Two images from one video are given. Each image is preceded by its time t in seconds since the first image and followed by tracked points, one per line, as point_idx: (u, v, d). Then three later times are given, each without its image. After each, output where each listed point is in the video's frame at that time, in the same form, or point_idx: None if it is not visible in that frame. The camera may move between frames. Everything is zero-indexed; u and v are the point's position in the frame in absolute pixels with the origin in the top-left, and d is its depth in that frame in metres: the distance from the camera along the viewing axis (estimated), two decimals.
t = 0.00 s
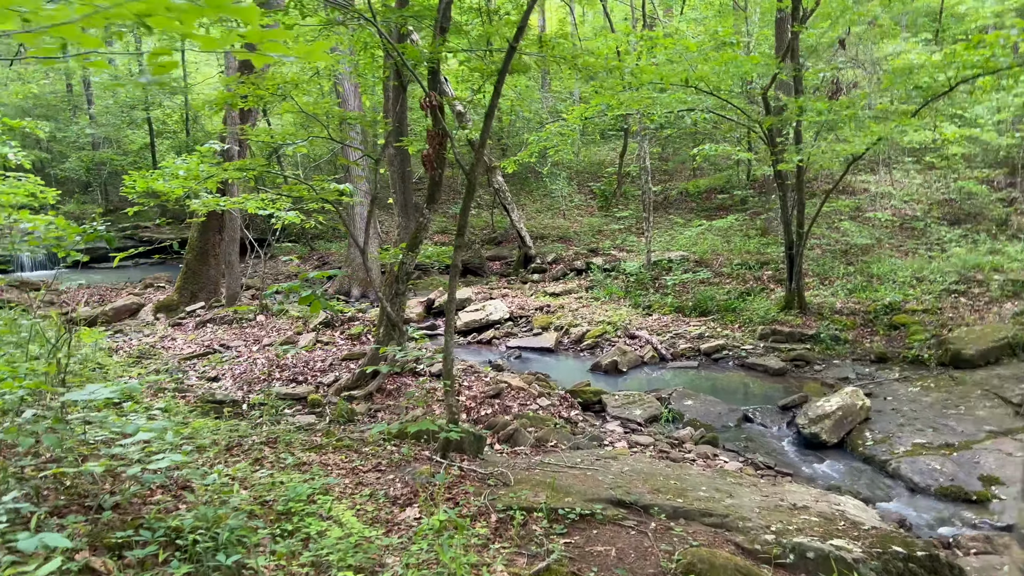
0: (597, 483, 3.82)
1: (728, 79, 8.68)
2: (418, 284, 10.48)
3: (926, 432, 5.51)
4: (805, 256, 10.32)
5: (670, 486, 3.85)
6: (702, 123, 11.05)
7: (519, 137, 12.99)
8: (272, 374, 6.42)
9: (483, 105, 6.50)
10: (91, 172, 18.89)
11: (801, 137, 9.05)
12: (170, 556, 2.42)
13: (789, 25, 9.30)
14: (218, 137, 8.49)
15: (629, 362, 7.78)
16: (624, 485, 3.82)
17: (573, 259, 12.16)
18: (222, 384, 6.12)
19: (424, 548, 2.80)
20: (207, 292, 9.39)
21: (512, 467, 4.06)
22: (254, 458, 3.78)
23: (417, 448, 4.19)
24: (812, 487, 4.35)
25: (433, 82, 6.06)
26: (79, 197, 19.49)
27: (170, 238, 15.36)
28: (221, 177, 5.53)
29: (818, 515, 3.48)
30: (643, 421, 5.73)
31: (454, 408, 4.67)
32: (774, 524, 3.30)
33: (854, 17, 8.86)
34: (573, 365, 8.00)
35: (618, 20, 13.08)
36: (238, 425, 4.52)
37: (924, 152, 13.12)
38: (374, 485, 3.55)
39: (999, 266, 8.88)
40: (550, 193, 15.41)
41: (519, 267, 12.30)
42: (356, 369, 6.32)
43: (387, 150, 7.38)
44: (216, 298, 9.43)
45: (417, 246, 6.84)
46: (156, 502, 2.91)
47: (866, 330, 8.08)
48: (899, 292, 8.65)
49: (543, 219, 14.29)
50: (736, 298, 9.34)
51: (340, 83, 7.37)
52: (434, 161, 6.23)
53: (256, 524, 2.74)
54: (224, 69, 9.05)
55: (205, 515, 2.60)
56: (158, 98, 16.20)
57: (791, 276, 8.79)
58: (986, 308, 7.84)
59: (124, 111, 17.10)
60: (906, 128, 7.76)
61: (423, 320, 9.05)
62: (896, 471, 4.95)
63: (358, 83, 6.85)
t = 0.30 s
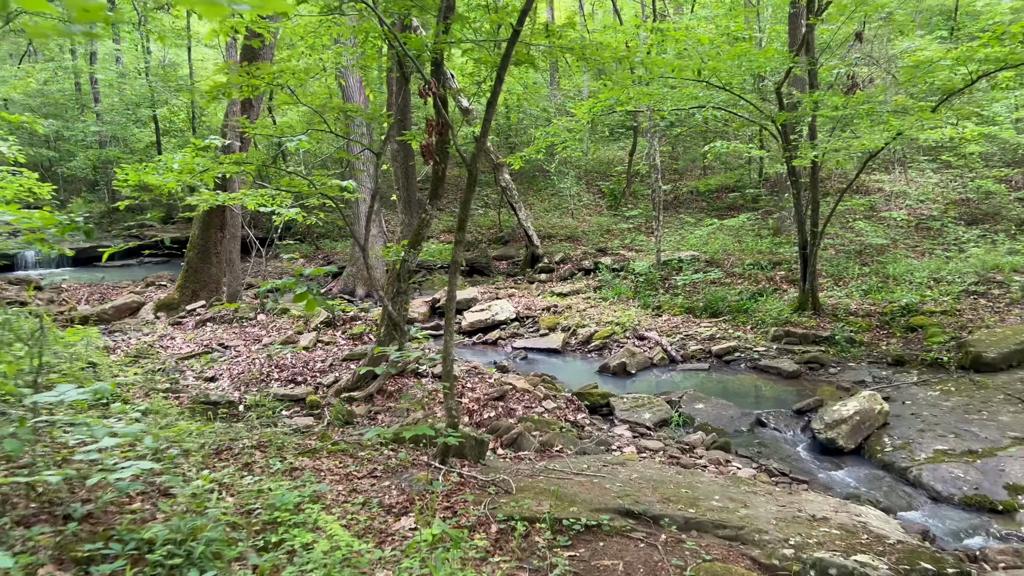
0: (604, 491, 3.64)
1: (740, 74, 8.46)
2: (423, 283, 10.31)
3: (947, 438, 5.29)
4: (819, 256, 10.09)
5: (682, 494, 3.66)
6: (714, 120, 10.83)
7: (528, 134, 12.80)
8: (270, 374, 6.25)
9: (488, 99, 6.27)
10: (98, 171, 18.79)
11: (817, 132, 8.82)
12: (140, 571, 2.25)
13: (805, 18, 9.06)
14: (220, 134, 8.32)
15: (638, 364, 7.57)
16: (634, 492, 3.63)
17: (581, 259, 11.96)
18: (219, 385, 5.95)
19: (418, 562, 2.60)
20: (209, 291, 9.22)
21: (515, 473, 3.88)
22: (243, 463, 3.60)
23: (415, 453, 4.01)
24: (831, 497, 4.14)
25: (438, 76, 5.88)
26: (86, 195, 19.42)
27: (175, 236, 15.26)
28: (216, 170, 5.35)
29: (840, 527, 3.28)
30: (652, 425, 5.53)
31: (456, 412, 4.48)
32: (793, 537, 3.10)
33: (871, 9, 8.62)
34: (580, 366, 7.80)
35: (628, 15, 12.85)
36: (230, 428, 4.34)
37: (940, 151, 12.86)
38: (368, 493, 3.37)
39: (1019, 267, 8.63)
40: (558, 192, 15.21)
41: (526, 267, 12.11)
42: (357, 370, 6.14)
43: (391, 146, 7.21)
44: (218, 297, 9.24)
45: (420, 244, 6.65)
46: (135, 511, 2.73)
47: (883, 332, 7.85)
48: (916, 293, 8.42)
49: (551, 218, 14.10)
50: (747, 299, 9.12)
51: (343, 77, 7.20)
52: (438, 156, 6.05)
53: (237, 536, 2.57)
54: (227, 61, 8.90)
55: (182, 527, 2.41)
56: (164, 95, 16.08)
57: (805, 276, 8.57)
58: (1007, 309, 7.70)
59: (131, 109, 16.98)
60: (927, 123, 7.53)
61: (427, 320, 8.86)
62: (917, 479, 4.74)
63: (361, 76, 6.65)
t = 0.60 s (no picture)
0: (617, 503, 3.46)
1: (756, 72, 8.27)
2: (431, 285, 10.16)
3: (974, 448, 5.08)
4: (836, 258, 9.88)
5: (698, 508, 3.48)
6: (729, 120, 10.63)
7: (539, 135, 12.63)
8: (274, 378, 6.10)
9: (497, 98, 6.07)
10: (108, 172, 18.76)
11: (835, 131, 8.62)
12: None
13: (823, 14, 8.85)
14: (226, 132, 8.19)
15: (651, 369, 7.39)
16: (648, 505, 3.45)
17: (592, 261, 11.78)
18: (221, 389, 5.81)
19: None
20: (214, 292, 9.10)
21: (523, 484, 3.71)
22: (239, 472, 3.45)
23: (419, 462, 3.84)
24: (855, 511, 3.94)
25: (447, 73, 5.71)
26: (96, 196, 19.40)
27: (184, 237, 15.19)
28: (218, 169, 5.21)
29: (868, 546, 3.09)
30: (665, 432, 5.35)
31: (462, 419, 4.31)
32: (819, 556, 2.91)
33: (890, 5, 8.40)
34: (591, 371, 7.63)
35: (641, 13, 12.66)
36: (229, 435, 4.19)
37: (959, 152, 12.60)
38: (369, 505, 3.21)
39: None
40: (568, 194, 15.03)
41: (536, 269, 11.94)
42: (362, 374, 5.98)
43: (398, 144, 7.05)
44: (223, 298, 9.11)
45: (428, 245, 6.49)
46: (120, 525, 2.58)
47: (903, 337, 7.64)
48: (936, 297, 8.20)
49: (561, 220, 13.93)
50: (763, 302, 8.92)
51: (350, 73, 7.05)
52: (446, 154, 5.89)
53: (225, 555, 2.41)
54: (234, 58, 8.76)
55: (165, 546, 2.25)
56: (173, 95, 16.01)
57: (822, 279, 8.36)
58: None
59: (140, 110, 16.91)
60: (950, 122, 7.30)
61: (435, 323, 8.70)
62: (943, 492, 4.54)
63: (368, 73, 6.49)
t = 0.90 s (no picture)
0: (635, 515, 3.28)
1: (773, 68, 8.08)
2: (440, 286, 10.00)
3: (1005, 457, 4.87)
4: (853, 260, 9.66)
5: (721, 521, 3.29)
6: (744, 118, 10.43)
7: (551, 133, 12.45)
8: (279, 380, 5.94)
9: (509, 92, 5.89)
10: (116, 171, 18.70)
11: (855, 129, 8.41)
12: None
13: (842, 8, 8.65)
14: (233, 128, 8.04)
15: (665, 372, 7.20)
16: (667, 518, 3.27)
17: (603, 262, 11.60)
18: (225, 391, 5.66)
19: None
20: (220, 293, 8.95)
21: (536, 494, 3.53)
22: (239, 481, 3.28)
23: (427, 471, 3.67)
24: (885, 523, 3.75)
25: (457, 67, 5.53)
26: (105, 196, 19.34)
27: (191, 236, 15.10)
28: (221, 165, 5.06)
29: (906, 564, 2.90)
30: (682, 439, 5.17)
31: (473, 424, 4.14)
32: None
33: None
34: (604, 374, 7.45)
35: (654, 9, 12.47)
36: (230, 441, 4.04)
37: (978, 151, 12.37)
38: (375, 517, 3.04)
39: None
40: (579, 194, 14.85)
41: (546, 269, 11.76)
42: (369, 377, 5.82)
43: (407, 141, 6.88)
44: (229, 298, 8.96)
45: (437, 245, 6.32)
46: (108, 540, 2.42)
47: (924, 341, 7.42)
48: (959, 299, 7.98)
49: (572, 220, 13.75)
50: (779, 304, 8.72)
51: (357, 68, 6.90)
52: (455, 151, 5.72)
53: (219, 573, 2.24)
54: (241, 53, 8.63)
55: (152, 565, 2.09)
56: (181, 95, 15.91)
57: (841, 280, 8.15)
58: None
59: (149, 109, 16.84)
60: (976, 117, 7.08)
61: (444, 324, 8.54)
62: (975, 503, 4.34)
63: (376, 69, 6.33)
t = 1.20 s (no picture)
0: (651, 529, 3.13)
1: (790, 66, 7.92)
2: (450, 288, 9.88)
3: None
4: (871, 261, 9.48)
5: (741, 536, 3.14)
6: (758, 117, 10.27)
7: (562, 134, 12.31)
8: (284, 384, 5.83)
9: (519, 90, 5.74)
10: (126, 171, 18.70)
11: (873, 128, 8.24)
12: None
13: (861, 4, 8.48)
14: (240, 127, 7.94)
15: (679, 376, 7.05)
16: (684, 531, 3.12)
17: (615, 263, 11.46)
18: (229, 395, 5.55)
19: None
20: (226, 294, 8.85)
21: (546, 505, 3.39)
22: (238, 492, 3.16)
23: (434, 480, 3.53)
24: (911, 537, 3.59)
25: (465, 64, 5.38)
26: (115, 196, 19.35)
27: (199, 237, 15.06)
28: (225, 164, 4.95)
29: None
30: (697, 445, 5.02)
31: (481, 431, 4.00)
32: None
33: None
34: (616, 378, 7.30)
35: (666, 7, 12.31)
36: (231, 447, 3.92)
37: (998, 151, 12.16)
38: (379, 530, 2.91)
39: None
40: (590, 194, 14.70)
41: (556, 271, 11.63)
42: (375, 381, 5.69)
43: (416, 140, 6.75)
44: (235, 300, 8.86)
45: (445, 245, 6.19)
46: (97, 557, 2.29)
47: (945, 345, 7.24)
48: (980, 302, 7.79)
49: (583, 221, 13.61)
50: (795, 307, 8.55)
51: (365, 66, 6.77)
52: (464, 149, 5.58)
53: None
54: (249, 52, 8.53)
55: None
56: (190, 95, 15.86)
57: (859, 283, 7.97)
58: None
59: (158, 109, 16.81)
60: (1000, 117, 6.90)
61: (453, 327, 8.41)
62: (1004, 514, 4.17)
63: (384, 67, 6.20)
